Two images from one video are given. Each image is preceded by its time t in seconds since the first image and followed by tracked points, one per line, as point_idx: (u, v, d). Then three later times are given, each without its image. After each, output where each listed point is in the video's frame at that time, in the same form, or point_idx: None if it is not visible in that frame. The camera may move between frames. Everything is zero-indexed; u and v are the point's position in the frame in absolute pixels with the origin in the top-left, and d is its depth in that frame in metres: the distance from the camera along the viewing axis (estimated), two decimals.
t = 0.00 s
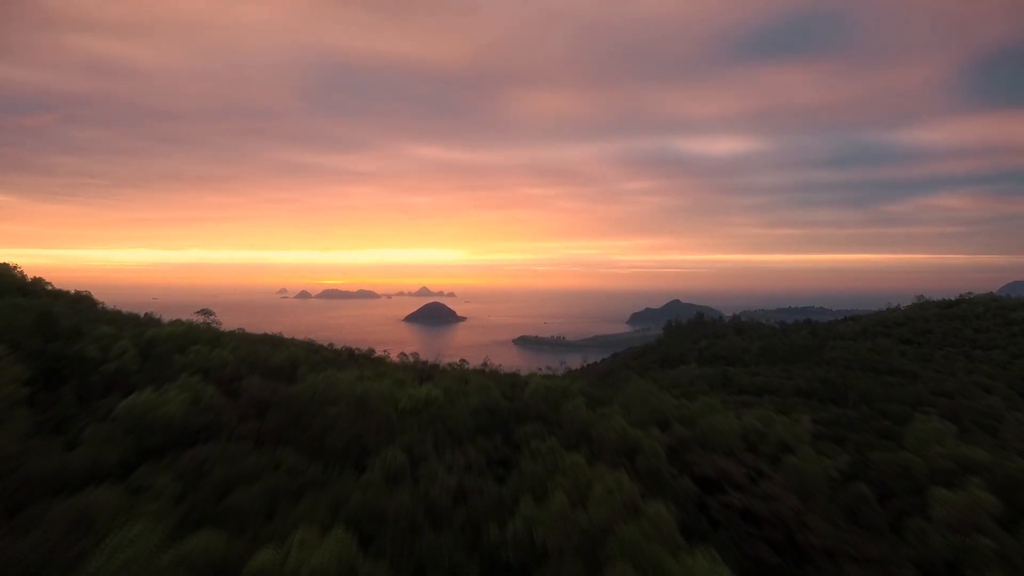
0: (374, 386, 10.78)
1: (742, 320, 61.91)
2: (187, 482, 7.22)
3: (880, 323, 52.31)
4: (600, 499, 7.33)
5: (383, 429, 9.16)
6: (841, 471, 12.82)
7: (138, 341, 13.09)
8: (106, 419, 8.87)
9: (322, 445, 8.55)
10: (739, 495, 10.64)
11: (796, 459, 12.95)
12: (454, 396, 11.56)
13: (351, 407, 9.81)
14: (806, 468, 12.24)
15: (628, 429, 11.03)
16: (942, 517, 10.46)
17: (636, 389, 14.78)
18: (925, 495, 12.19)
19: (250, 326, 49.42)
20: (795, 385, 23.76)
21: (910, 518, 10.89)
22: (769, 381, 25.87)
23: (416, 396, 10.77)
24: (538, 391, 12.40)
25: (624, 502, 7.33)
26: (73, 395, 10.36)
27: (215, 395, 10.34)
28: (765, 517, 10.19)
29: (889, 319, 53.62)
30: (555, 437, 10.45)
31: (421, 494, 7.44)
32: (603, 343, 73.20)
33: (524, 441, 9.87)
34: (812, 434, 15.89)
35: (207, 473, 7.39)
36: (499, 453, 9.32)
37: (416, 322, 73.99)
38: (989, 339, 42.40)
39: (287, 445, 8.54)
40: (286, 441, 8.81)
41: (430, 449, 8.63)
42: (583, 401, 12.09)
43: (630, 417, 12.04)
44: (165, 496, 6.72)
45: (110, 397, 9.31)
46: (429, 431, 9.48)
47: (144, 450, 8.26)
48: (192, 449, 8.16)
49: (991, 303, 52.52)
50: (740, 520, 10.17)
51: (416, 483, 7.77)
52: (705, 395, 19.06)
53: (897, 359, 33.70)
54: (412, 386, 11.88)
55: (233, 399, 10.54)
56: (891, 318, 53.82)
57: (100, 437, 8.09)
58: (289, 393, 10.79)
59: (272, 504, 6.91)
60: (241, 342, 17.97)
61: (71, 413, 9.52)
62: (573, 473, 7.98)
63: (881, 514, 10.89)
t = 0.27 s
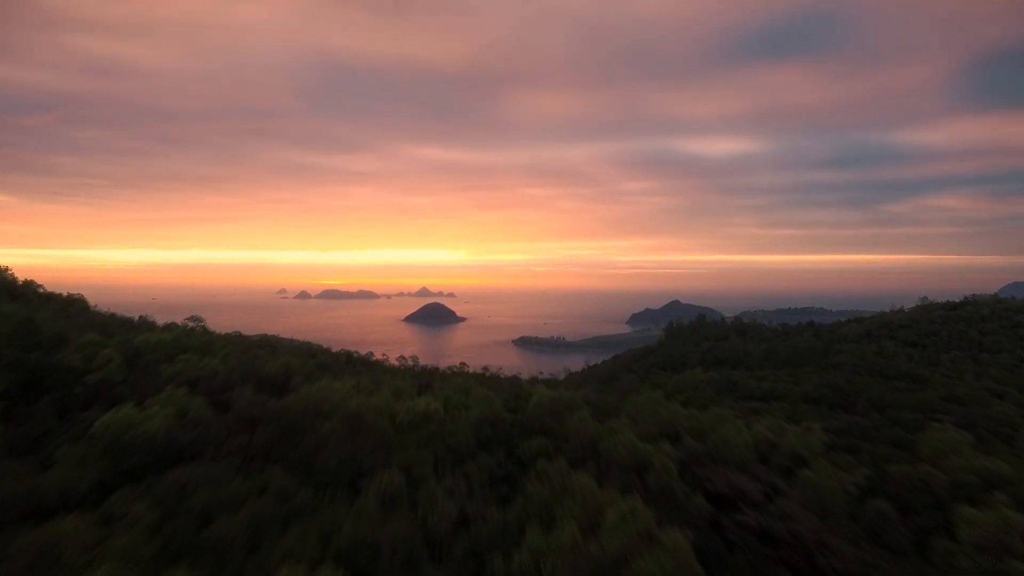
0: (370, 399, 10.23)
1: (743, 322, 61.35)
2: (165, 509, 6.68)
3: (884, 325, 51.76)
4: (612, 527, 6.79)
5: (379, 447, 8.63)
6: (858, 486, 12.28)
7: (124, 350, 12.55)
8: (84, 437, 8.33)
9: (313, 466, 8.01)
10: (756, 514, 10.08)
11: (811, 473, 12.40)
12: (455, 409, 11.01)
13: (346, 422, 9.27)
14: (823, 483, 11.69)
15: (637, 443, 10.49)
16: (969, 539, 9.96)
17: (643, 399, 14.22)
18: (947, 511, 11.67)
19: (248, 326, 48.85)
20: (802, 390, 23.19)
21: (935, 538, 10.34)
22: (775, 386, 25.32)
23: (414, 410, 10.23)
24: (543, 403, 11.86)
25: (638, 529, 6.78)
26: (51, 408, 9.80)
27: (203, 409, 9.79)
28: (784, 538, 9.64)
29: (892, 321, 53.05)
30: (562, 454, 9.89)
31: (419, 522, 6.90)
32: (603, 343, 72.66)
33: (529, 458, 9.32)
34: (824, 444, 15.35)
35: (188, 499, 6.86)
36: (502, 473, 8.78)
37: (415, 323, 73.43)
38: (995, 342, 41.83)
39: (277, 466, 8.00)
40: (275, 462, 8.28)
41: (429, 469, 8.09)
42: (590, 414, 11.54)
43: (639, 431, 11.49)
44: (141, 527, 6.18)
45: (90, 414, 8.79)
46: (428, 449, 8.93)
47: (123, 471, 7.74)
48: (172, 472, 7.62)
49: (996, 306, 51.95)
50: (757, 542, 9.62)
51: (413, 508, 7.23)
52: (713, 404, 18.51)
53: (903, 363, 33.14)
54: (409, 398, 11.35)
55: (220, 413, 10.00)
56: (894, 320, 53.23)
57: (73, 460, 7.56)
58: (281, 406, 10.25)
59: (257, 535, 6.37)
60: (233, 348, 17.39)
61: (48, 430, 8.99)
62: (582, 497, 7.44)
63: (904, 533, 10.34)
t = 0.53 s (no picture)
0: (367, 414, 9.65)
1: (745, 324, 60.79)
2: (139, 543, 6.12)
3: (888, 328, 51.18)
4: (627, 561, 6.21)
5: (375, 468, 8.05)
6: (878, 502, 11.70)
7: (109, 359, 11.97)
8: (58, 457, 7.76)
9: (303, 492, 7.43)
10: (774, 535, 9.45)
11: (829, 489, 11.82)
12: (457, 425, 10.43)
13: (340, 440, 8.69)
14: (843, 500, 11.11)
15: (648, 460, 9.92)
16: (1001, 563, 9.39)
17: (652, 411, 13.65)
18: (973, 529, 11.08)
19: (245, 326, 48.35)
20: (811, 397, 22.61)
21: (964, 561, 9.75)
22: (783, 391, 24.74)
23: (413, 425, 9.65)
24: (548, 416, 11.28)
25: (656, 563, 6.20)
26: (27, 424, 9.21)
27: (188, 424, 9.20)
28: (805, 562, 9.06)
29: (897, 324, 52.46)
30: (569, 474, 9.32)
31: (417, 556, 6.34)
32: (604, 344, 72.13)
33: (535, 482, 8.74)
34: (839, 456, 14.77)
35: (166, 531, 6.30)
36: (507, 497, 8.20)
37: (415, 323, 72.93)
38: (1002, 345, 41.23)
39: (264, 492, 7.43)
40: (263, 486, 7.71)
41: (428, 494, 7.51)
42: (598, 428, 10.96)
43: (649, 446, 10.92)
44: (111, 564, 5.63)
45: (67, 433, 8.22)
46: (427, 470, 8.35)
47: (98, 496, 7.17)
48: (149, 499, 7.05)
49: (1001, 309, 51.36)
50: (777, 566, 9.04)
51: (410, 539, 6.66)
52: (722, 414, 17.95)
53: (911, 367, 32.55)
54: (408, 411, 10.78)
55: (207, 429, 9.44)
56: (898, 322, 52.64)
57: (44, 485, 7.00)
58: (272, 421, 9.66)
59: (239, 572, 5.81)
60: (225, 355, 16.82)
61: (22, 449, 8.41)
62: (594, 527, 6.87)
63: (931, 556, 9.75)
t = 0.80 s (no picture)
0: (363, 432, 9.07)
1: (748, 325, 60.20)
2: None
3: (893, 330, 50.60)
4: None
5: (371, 493, 7.47)
6: (902, 521, 11.10)
7: (94, 369, 11.40)
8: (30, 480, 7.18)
9: (293, 521, 6.86)
10: (795, 558, 8.80)
11: (850, 506, 11.24)
12: (459, 442, 9.84)
13: (333, 462, 8.11)
14: (866, 520, 10.52)
15: (662, 479, 9.34)
16: None
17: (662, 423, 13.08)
18: (1003, 550, 10.47)
19: (244, 326, 47.88)
20: (821, 403, 22.03)
21: None
22: (792, 397, 24.15)
23: (412, 443, 9.09)
24: (555, 431, 10.69)
25: None
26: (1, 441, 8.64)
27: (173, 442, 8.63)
28: None
29: (902, 326, 51.86)
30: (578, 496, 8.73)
31: None
32: (605, 344, 71.56)
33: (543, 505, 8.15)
34: (856, 469, 14.18)
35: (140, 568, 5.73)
36: (513, 524, 7.61)
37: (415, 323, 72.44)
38: (1010, 348, 40.62)
39: (251, 520, 6.84)
40: (251, 513, 7.14)
41: (428, 523, 6.93)
42: (608, 444, 10.38)
43: (662, 463, 10.33)
44: None
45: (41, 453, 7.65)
46: (427, 494, 7.77)
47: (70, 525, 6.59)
48: (125, 529, 6.48)
49: (1008, 312, 50.73)
50: None
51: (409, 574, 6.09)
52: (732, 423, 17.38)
53: (919, 371, 31.95)
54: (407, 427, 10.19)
55: (193, 447, 8.86)
56: (904, 325, 52.05)
57: (11, 514, 6.43)
58: (263, 439, 9.08)
59: None
60: (219, 363, 16.24)
61: None
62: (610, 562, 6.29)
63: None
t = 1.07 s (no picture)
0: (357, 453, 8.48)
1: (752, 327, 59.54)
2: None
3: (899, 332, 49.94)
4: None
5: (364, 523, 6.88)
6: (927, 541, 10.51)
7: (75, 381, 10.80)
8: None
9: (279, 555, 6.28)
10: None
11: (872, 525, 10.64)
12: (460, 461, 9.25)
13: (324, 487, 7.52)
14: (891, 542, 9.92)
15: (677, 499, 8.75)
16: None
17: (673, 436, 12.51)
18: None
19: (242, 327, 47.30)
20: (831, 410, 21.45)
21: None
22: (801, 403, 23.55)
23: (411, 464, 8.51)
24: (562, 449, 10.10)
25: None
26: None
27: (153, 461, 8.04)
28: None
29: (907, 329, 51.18)
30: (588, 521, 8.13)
31: None
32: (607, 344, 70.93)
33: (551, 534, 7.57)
34: (874, 482, 13.59)
35: None
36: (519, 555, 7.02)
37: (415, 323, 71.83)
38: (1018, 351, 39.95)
39: (232, 554, 6.25)
40: (233, 544, 6.54)
41: (427, 556, 6.34)
42: (618, 462, 9.78)
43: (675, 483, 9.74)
44: None
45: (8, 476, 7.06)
46: (425, 522, 7.18)
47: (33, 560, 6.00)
48: (94, 565, 5.91)
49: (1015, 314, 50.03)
50: None
51: None
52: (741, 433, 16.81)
53: (929, 375, 31.30)
54: (405, 444, 9.61)
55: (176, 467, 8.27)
56: (909, 327, 51.38)
57: None
58: (250, 458, 8.48)
59: None
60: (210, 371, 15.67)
61: None
62: None
63: None
